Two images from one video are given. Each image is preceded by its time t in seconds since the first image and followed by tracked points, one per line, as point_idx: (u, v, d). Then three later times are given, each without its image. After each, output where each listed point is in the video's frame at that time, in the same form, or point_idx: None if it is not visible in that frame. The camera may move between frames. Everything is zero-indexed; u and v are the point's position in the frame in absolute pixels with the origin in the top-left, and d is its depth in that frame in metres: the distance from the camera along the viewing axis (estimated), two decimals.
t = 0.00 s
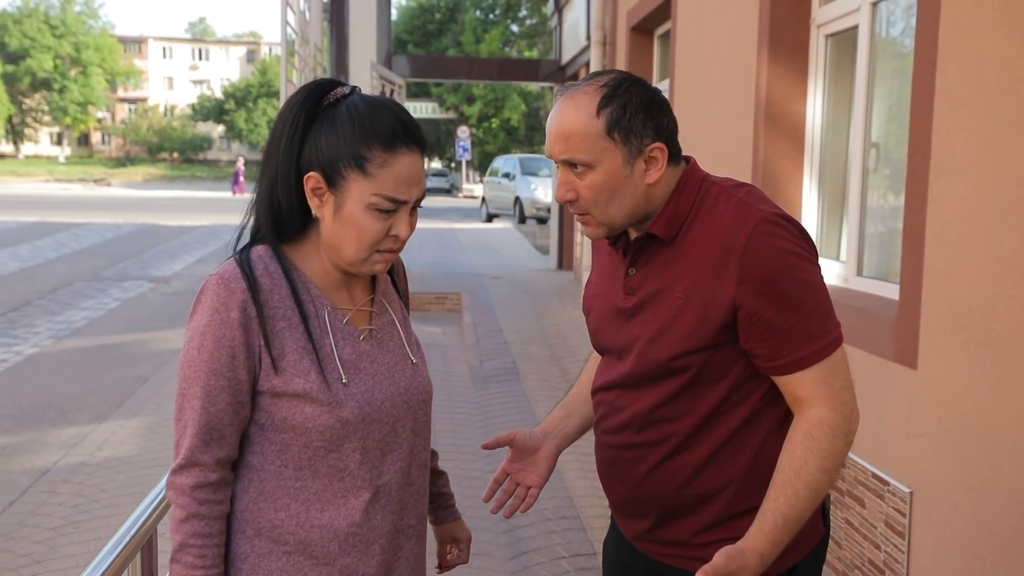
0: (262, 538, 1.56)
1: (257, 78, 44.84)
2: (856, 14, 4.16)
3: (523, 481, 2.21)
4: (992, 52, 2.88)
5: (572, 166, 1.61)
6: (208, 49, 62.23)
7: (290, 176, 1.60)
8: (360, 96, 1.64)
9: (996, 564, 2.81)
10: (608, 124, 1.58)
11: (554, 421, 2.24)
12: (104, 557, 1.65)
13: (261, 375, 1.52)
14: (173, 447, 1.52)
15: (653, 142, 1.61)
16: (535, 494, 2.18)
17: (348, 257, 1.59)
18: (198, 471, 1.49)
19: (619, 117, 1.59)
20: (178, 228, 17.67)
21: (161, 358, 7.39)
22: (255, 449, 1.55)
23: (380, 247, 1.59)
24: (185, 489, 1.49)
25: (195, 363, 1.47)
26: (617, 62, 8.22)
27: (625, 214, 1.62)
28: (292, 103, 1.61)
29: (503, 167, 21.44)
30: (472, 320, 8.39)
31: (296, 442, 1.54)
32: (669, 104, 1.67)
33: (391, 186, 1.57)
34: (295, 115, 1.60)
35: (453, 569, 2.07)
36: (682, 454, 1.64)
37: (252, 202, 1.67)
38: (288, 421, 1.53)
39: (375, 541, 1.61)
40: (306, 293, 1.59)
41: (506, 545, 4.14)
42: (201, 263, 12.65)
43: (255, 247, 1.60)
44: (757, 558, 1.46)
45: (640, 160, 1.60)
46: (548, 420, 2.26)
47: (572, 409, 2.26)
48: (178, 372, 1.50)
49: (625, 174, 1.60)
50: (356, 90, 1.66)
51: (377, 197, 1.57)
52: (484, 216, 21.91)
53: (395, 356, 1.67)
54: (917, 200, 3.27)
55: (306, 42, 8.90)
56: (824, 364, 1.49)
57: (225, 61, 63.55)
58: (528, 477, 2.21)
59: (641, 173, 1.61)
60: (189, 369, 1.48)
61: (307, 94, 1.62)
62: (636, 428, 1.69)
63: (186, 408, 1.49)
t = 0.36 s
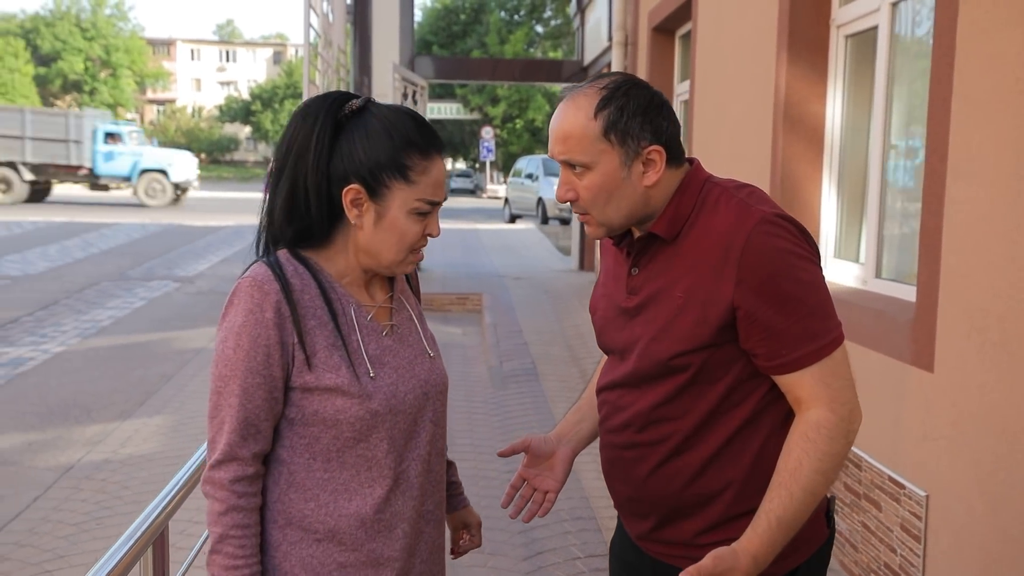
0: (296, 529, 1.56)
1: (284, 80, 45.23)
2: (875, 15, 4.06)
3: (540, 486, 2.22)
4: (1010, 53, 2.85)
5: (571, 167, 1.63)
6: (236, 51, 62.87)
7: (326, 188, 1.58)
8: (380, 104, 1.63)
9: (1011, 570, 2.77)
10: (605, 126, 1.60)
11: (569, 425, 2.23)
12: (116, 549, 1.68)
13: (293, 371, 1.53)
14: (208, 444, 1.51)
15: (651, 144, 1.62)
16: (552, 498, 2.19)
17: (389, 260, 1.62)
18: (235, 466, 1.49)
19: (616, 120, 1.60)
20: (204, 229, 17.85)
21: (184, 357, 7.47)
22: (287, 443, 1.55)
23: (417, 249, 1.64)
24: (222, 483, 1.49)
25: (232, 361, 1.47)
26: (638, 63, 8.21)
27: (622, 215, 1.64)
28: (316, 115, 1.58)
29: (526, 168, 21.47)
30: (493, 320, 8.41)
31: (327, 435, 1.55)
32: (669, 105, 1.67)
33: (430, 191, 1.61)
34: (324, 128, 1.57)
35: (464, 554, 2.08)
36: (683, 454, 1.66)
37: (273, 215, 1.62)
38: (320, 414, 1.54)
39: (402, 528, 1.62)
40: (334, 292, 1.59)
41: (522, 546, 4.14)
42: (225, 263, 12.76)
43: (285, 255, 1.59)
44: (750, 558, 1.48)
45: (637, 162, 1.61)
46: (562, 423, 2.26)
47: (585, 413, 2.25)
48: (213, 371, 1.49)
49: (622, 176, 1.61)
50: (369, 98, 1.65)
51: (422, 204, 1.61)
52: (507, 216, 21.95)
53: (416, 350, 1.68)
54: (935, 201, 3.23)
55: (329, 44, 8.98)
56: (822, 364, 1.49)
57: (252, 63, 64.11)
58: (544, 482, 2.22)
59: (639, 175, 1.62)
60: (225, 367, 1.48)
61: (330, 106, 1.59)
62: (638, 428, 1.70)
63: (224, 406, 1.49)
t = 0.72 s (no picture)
0: (310, 523, 1.56)
1: (303, 80, 45.53)
2: (890, 14, 3.95)
3: (556, 493, 2.21)
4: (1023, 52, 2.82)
5: (572, 166, 1.65)
6: (255, 51, 63.30)
7: (329, 184, 1.60)
8: (389, 105, 1.64)
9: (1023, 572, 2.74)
10: (603, 126, 1.62)
11: (580, 430, 2.24)
12: (125, 542, 1.71)
13: (311, 366, 1.52)
14: (225, 438, 1.50)
15: (650, 143, 1.63)
16: (569, 504, 2.18)
17: (390, 257, 1.61)
18: (254, 460, 1.48)
19: (614, 119, 1.62)
20: (223, 228, 17.97)
21: (201, 356, 7.52)
22: (302, 437, 1.55)
23: (418, 247, 1.63)
24: (240, 478, 1.48)
25: (253, 356, 1.46)
26: (654, 63, 8.21)
27: (623, 213, 1.66)
28: (325, 114, 1.60)
29: (543, 167, 21.45)
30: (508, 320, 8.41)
31: (343, 429, 1.55)
32: (669, 104, 1.69)
33: (431, 188, 1.61)
34: (330, 126, 1.59)
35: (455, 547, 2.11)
36: (684, 452, 1.66)
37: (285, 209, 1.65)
38: (337, 408, 1.54)
39: (411, 521, 1.63)
40: (347, 286, 1.60)
41: (533, 545, 4.14)
42: (243, 262, 12.84)
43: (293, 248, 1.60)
44: (747, 557, 1.49)
45: (636, 160, 1.63)
46: (574, 429, 2.26)
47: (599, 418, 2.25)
48: (232, 365, 1.48)
49: (622, 174, 1.63)
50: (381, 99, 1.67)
51: (420, 201, 1.60)
52: (524, 216, 21.94)
53: (424, 346, 1.69)
54: (947, 201, 3.21)
55: (346, 45, 9.03)
56: (821, 364, 1.48)
57: (271, 64, 64.54)
58: (560, 489, 2.21)
59: (638, 174, 1.64)
60: (244, 361, 1.46)
61: (339, 104, 1.61)
62: (638, 427, 1.70)
63: (243, 401, 1.47)
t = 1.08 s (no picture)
0: (301, 524, 1.56)
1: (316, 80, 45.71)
2: (900, 12, 3.90)
3: (570, 498, 2.21)
4: None
5: (572, 163, 1.65)
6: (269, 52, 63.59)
7: (327, 178, 1.59)
8: (380, 96, 1.64)
9: None
10: (604, 122, 1.61)
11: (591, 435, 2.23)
12: (125, 538, 1.71)
13: (302, 363, 1.52)
14: (215, 437, 1.50)
15: (650, 140, 1.63)
16: (583, 509, 2.19)
17: (392, 250, 1.62)
18: (244, 459, 1.48)
19: (614, 115, 1.61)
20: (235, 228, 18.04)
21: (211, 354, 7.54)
22: (294, 437, 1.55)
23: (419, 239, 1.65)
24: (230, 478, 1.48)
25: (242, 353, 1.46)
26: (664, 62, 8.17)
27: (623, 211, 1.65)
28: (316, 108, 1.59)
29: (554, 167, 21.42)
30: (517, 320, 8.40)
31: (334, 428, 1.55)
32: (670, 101, 1.68)
33: (432, 179, 1.63)
34: (324, 120, 1.58)
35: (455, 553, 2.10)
36: (684, 451, 1.65)
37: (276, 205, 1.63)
38: (328, 407, 1.54)
39: (403, 523, 1.63)
40: (340, 284, 1.60)
41: (539, 544, 4.13)
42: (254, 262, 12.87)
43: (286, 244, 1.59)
44: (746, 558, 1.50)
45: (636, 157, 1.62)
46: (584, 434, 2.25)
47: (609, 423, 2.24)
48: (221, 362, 1.48)
49: (622, 172, 1.62)
50: (370, 91, 1.66)
51: (423, 191, 1.62)
52: (536, 216, 21.91)
53: (418, 344, 1.69)
54: (956, 201, 3.17)
55: (356, 44, 9.03)
56: (820, 363, 1.47)
57: (285, 64, 64.79)
58: (573, 494, 2.20)
59: (638, 171, 1.63)
60: (234, 358, 1.47)
61: (330, 98, 1.60)
62: (638, 426, 1.70)
63: (232, 398, 1.47)
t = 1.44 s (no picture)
0: (306, 532, 1.55)
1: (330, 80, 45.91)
2: (911, 9, 3.85)
3: (574, 501, 2.20)
4: None
5: (573, 158, 1.64)
6: (283, 52, 63.93)
7: (314, 171, 1.59)
8: (366, 88, 1.63)
9: None
10: (606, 116, 1.60)
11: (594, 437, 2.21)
12: (127, 535, 1.71)
13: (301, 367, 1.51)
14: (216, 448, 1.48)
15: (652, 135, 1.61)
16: (589, 512, 2.18)
17: (380, 243, 1.62)
18: (249, 469, 1.47)
19: (616, 110, 1.60)
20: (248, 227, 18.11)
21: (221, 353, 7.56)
22: (295, 443, 1.54)
23: (406, 232, 1.65)
24: (235, 489, 1.46)
25: (241, 360, 1.45)
26: (675, 61, 8.16)
27: (624, 207, 1.64)
28: (301, 100, 1.58)
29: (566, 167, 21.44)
30: (527, 319, 8.39)
31: (335, 431, 1.54)
32: (673, 96, 1.67)
33: (420, 170, 1.62)
34: (309, 112, 1.58)
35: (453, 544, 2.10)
36: (686, 450, 1.65)
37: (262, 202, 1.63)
38: (328, 411, 1.53)
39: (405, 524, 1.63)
40: (333, 283, 1.59)
41: (547, 544, 4.11)
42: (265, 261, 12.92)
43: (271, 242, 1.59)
44: (748, 562, 1.49)
45: (638, 153, 1.61)
46: (588, 437, 2.23)
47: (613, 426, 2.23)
48: (218, 370, 1.46)
49: (623, 167, 1.61)
50: (355, 83, 1.66)
51: (411, 183, 1.61)
52: (548, 215, 21.90)
53: (410, 342, 1.69)
54: (967, 199, 3.13)
55: (367, 44, 9.04)
56: (823, 361, 1.45)
57: (299, 64, 65.11)
58: (578, 497, 2.20)
59: (640, 167, 1.62)
60: (231, 365, 1.45)
61: (314, 90, 1.59)
62: (639, 425, 1.69)
63: (233, 406, 1.46)
